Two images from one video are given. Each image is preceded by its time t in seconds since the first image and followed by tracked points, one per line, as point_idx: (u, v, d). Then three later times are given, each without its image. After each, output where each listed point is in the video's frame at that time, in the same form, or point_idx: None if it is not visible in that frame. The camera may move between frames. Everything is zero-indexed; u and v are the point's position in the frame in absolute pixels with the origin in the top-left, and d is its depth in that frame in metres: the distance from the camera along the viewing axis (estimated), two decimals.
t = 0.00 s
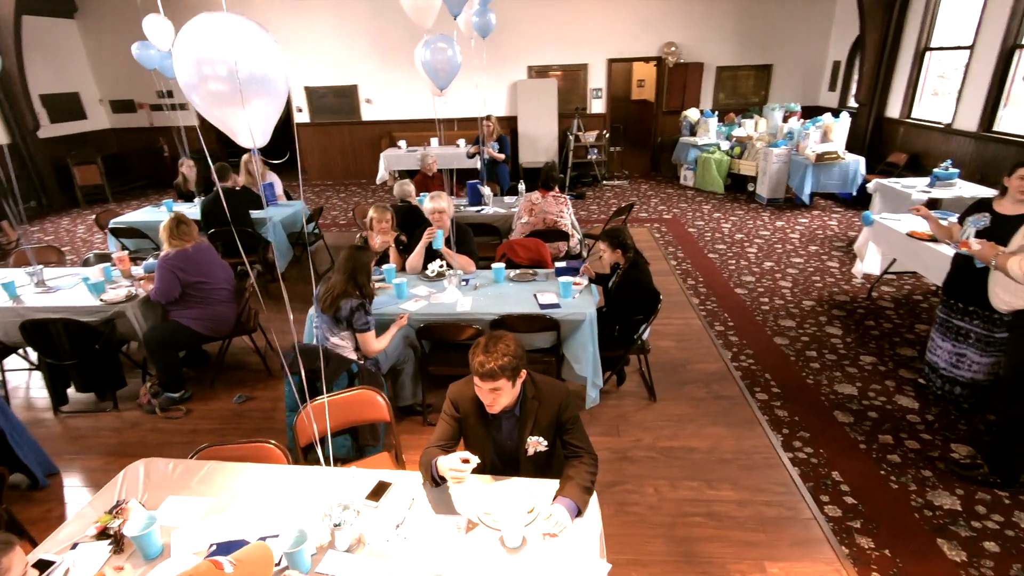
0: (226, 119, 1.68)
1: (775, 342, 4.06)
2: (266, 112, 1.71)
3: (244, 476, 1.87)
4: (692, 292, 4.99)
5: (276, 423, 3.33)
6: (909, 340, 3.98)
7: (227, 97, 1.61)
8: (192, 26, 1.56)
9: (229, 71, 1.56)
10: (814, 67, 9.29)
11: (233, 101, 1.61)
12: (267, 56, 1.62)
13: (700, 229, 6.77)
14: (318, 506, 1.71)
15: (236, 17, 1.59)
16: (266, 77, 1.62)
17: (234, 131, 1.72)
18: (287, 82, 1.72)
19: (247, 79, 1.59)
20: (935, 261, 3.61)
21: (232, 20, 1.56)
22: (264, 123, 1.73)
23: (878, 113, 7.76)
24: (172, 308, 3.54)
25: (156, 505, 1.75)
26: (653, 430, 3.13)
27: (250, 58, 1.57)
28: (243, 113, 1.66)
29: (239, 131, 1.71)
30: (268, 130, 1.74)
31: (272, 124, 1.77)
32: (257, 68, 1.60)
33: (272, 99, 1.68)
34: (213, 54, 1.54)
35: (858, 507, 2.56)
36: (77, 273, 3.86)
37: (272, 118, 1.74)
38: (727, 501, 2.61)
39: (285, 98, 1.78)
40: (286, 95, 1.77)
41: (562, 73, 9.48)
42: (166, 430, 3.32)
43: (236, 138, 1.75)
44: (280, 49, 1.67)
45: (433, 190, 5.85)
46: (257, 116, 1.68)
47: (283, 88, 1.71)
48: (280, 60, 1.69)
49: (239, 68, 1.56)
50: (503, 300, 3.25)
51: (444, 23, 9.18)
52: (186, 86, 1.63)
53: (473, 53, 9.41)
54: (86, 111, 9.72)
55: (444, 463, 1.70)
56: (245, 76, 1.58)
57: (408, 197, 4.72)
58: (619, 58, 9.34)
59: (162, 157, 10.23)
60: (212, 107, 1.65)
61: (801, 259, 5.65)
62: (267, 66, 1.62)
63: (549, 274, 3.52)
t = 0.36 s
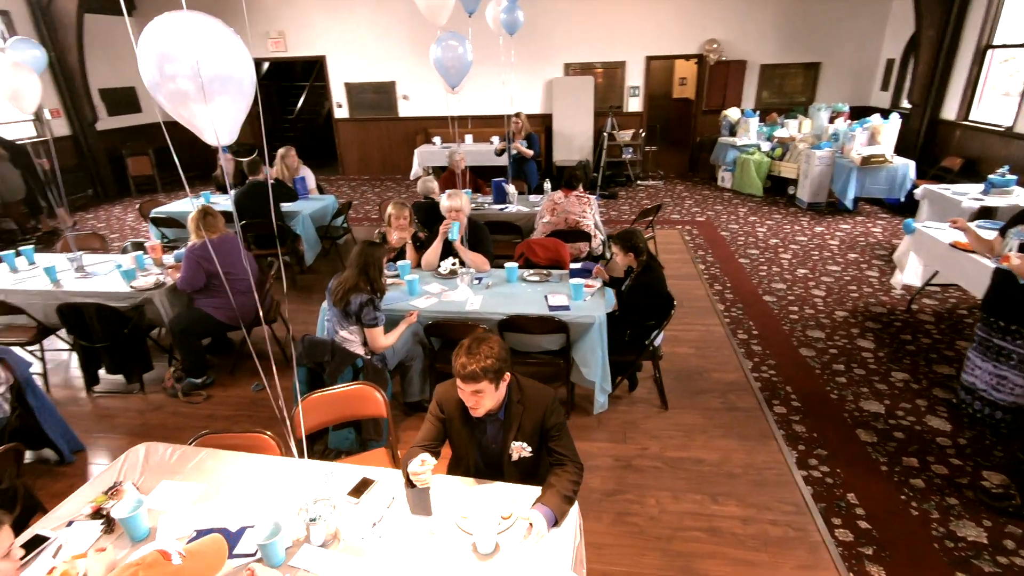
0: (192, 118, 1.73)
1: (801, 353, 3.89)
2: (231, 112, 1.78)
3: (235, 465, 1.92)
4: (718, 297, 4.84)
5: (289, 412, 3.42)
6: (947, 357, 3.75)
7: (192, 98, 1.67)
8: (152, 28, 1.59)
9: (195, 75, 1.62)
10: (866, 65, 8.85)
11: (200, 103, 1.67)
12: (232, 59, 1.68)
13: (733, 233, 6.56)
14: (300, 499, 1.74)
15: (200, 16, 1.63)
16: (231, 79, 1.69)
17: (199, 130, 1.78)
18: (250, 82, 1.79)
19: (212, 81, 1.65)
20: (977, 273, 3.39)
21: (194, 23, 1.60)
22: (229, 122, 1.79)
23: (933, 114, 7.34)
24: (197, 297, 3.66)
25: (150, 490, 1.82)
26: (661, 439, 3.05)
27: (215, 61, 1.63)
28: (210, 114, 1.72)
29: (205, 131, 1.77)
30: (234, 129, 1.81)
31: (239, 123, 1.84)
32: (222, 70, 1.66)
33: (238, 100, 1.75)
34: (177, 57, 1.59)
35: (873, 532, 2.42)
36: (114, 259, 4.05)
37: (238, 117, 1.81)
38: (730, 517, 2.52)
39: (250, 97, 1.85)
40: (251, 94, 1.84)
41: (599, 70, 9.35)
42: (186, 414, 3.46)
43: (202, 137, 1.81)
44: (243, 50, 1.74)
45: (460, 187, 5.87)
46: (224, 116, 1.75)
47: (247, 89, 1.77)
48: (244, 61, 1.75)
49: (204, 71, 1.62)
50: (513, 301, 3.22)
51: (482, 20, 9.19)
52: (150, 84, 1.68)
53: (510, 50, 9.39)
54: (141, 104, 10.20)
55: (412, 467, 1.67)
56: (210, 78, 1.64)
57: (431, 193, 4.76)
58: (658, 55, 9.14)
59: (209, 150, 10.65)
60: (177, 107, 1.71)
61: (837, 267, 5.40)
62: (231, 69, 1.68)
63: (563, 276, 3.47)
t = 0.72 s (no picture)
0: (152, 114, 1.76)
1: (836, 369, 3.65)
2: (193, 109, 1.80)
3: (226, 458, 1.93)
4: (752, 305, 4.61)
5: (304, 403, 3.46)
6: (1001, 381, 3.44)
7: (152, 95, 1.69)
8: (110, 23, 1.61)
9: (152, 72, 1.64)
10: (933, 61, 8.25)
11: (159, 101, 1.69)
12: (192, 57, 1.70)
13: (776, 237, 6.25)
14: (281, 497, 1.73)
15: (155, 10, 1.65)
16: (191, 78, 1.71)
17: (160, 126, 1.81)
18: (212, 78, 1.82)
19: (171, 80, 1.67)
20: None
21: (152, 20, 1.61)
22: (191, 118, 1.82)
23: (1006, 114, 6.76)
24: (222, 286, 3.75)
25: (143, 477, 1.86)
26: (675, 453, 2.92)
27: (173, 59, 1.65)
28: (170, 111, 1.74)
29: (166, 128, 1.79)
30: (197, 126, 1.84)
31: (201, 118, 1.87)
32: (181, 69, 1.68)
33: (198, 98, 1.77)
34: (133, 54, 1.60)
35: (897, 570, 2.23)
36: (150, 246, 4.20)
37: (200, 113, 1.84)
38: (740, 541, 2.38)
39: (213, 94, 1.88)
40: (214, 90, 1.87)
41: (643, 65, 9.09)
42: (207, 399, 3.56)
43: (163, 132, 1.83)
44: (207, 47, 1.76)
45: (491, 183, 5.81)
46: (185, 112, 1.78)
47: (209, 85, 1.80)
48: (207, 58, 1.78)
49: (162, 70, 1.64)
50: (527, 302, 3.14)
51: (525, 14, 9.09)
52: (107, 79, 1.70)
53: (552, 45, 9.27)
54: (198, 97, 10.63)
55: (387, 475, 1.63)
56: (169, 75, 1.67)
57: (459, 189, 4.75)
58: (706, 50, 8.80)
59: (258, 141, 11.02)
60: (137, 103, 1.73)
61: (887, 277, 5.05)
62: (191, 68, 1.70)
63: (581, 278, 3.38)
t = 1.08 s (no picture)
0: (114, 106, 1.84)
1: (881, 386, 3.37)
2: (153, 101, 1.88)
3: (222, 450, 1.95)
4: (793, 313, 4.34)
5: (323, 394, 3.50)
6: None
7: (110, 86, 1.77)
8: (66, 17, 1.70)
9: (108, 62, 1.72)
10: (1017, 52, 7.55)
11: (116, 92, 1.77)
12: (149, 50, 1.79)
13: (826, 240, 5.88)
14: (267, 493, 1.72)
15: (110, 3, 1.73)
16: (147, 69, 1.79)
17: (121, 118, 1.88)
18: (173, 73, 1.90)
19: (126, 70, 1.75)
20: None
21: (110, 14, 1.71)
22: (152, 111, 1.90)
23: None
24: (251, 276, 3.83)
25: (143, 464, 1.89)
26: (693, 467, 2.76)
27: (127, 48, 1.73)
28: (128, 103, 1.81)
29: (126, 119, 1.86)
30: (159, 118, 1.91)
31: (163, 111, 1.94)
32: (137, 61, 1.77)
33: (157, 90, 1.85)
34: (88, 45, 1.69)
35: None
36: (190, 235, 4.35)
37: (161, 106, 1.91)
38: (755, 568, 2.22)
39: (175, 89, 1.96)
40: (175, 84, 1.95)
41: (693, 58, 8.75)
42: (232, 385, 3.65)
43: (127, 123, 1.91)
44: (166, 42, 1.85)
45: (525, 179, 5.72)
46: (145, 102, 1.85)
47: (168, 79, 1.88)
48: (166, 53, 1.87)
49: (117, 60, 1.72)
50: (545, 302, 3.05)
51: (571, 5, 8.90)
52: (70, 74, 1.79)
53: (598, 37, 9.05)
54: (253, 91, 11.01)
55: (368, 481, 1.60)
56: (124, 65, 1.75)
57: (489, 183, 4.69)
58: (761, 42, 8.37)
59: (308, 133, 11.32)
60: (98, 95, 1.81)
61: (948, 287, 4.65)
62: (147, 60, 1.79)
63: (604, 279, 3.26)
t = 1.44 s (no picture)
0: (85, 113, 1.74)
1: (911, 411, 3.18)
2: (128, 109, 1.77)
3: (217, 452, 1.96)
4: (821, 328, 4.15)
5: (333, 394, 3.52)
6: None
7: (80, 93, 1.67)
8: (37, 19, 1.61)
9: (77, 68, 1.62)
10: None
11: (86, 100, 1.68)
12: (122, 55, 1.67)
13: (863, 252, 5.62)
14: (254, 498, 1.71)
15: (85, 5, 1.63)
16: (118, 74, 1.68)
17: (96, 127, 1.78)
18: (150, 79, 1.79)
19: (95, 77, 1.64)
20: None
21: (78, 16, 1.60)
22: (128, 119, 1.79)
23: None
24: (269, 274, 3.88)
25: (140, 461, 1.92)
26: (701, 487, 2.66)
27: (97, 55, 1.63)
28: (100, 110, 1.71)
29: (100, 127, 1.76)
30: (134, 127, 1.81)
31: (141, 120, 1.83)
32: (109, 67, 1.65)
33: (131, 99, 1.74)
34: (56, 50, 1.60)
35: None
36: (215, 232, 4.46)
37: (137, 114, 1.80)
38: None
39: (155, 95, 1.85)
40: (154, 90, 1.83)
41: (730, 60, 8.51)
42: (248, 382, 3.72)
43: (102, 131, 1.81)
44: (142, 45, 1.73)
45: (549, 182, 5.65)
46: (118, 111, 1.75)
47: (144, 86, 1.76)
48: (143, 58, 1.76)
49: (85, 65, 1.62)
50: (554, 311, 2.99)
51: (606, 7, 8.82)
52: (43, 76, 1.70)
53: (632, 39, 8.90)
54: (291, 90, 11.28)
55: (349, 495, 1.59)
56: (94, 73, 1.64)
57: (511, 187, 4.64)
58: (801, 44, 8.08)
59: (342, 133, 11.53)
60: (69, 100, 1.72)
61: (993, 306, 4.37)
62: (120, 65, 1.67)
63: (617, 288, 3.18)
